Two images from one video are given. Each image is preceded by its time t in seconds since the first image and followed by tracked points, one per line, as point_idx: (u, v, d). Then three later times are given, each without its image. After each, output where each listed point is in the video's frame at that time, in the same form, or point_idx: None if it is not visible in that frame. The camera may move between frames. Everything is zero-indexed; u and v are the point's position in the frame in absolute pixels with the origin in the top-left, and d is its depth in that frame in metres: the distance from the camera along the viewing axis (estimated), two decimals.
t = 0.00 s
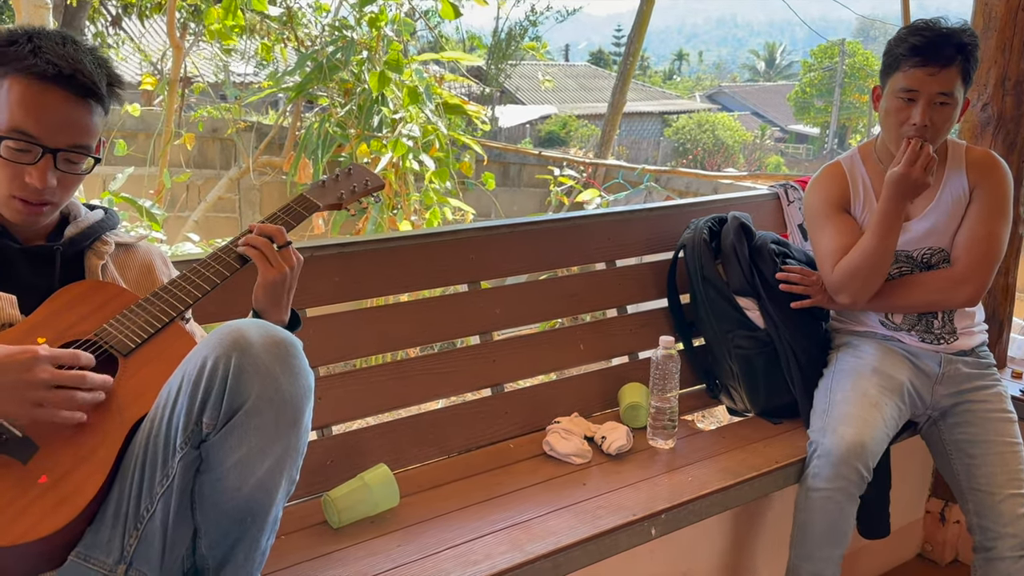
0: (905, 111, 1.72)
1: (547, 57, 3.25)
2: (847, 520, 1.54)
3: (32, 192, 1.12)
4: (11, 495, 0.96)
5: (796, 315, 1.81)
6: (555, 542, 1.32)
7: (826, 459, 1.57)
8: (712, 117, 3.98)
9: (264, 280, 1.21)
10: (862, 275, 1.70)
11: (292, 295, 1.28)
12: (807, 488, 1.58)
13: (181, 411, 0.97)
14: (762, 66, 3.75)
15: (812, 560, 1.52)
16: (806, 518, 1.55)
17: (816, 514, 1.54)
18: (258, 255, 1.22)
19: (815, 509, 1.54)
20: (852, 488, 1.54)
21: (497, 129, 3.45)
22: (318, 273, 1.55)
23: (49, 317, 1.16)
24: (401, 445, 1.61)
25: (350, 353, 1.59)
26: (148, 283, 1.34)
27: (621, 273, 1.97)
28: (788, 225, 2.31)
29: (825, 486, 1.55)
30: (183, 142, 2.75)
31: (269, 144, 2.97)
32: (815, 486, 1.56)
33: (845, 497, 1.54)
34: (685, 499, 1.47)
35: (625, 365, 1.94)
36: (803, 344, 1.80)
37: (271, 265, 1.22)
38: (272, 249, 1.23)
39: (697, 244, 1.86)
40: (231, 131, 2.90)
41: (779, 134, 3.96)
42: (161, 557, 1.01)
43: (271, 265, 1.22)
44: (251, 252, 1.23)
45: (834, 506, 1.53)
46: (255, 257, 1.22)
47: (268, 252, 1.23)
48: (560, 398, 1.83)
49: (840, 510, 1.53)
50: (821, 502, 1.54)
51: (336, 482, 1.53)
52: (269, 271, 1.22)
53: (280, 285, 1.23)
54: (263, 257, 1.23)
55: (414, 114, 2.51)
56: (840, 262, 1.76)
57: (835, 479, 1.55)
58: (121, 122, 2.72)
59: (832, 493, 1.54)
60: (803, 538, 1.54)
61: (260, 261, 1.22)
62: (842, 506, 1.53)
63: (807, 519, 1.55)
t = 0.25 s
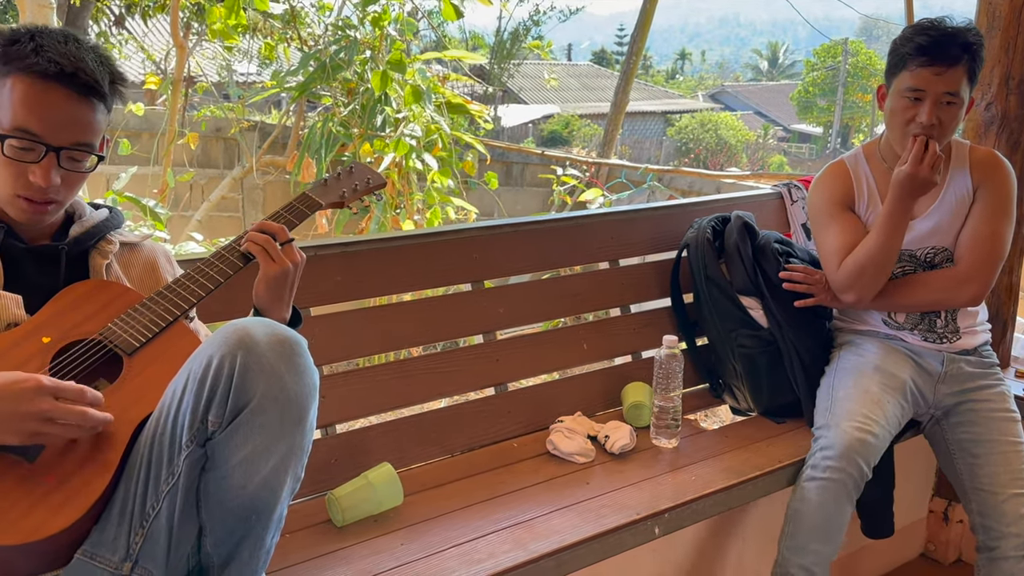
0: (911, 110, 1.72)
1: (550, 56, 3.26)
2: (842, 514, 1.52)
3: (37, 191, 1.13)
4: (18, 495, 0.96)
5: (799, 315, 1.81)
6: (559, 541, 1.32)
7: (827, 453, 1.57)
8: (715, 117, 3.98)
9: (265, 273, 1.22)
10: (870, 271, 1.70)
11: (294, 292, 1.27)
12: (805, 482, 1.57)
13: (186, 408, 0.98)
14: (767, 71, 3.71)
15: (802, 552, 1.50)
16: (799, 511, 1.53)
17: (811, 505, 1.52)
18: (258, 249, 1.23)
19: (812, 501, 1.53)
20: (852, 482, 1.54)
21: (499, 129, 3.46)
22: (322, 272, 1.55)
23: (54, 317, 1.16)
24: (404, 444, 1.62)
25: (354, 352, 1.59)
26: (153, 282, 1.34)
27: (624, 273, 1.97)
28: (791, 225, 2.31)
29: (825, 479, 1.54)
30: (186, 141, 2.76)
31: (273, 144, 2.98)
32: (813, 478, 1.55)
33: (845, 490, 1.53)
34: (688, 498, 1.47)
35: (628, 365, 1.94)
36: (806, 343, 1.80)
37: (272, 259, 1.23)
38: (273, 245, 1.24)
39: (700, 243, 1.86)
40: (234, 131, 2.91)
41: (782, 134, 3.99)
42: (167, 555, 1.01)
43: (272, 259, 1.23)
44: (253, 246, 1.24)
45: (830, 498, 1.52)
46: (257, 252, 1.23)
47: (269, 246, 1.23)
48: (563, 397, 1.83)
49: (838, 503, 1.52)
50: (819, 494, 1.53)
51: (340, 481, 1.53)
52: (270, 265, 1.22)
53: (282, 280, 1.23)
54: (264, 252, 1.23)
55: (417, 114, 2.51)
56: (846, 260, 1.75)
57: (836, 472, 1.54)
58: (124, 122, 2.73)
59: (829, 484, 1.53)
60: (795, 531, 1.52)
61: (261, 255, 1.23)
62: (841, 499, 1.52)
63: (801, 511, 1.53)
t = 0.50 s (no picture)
0: (916, 111, 1.72)
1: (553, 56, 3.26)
2: (854, 517, 1.53)
3: (46, 191, 1.13)
4: (29, 492, 0.97)
5: (804, 314, 1.81)
6: (565, 539, 1.33)
7: (834, 457, 1.57)
8: (717, 116, 3.92)
9: (272, 273, 1.22)
10: (876, 269, 1.70)
11: (301, 291, 1.28)
12: (815, 487, 1.58)
13: (195, 407, 0.98)
14: (769, 68, 3.83)
15: (823, 557, 1.52)
16: (814, 516, 1.55)
17: (824, 510, 1.54)
18: (265, 249, 1.23)
19: (824, 508, 1.54)
20: (860, 486, 1.54)
21: (503, 128, 3.46)
22: (328, 271, 1.56)
23: (61, 316, 1.16)
24: (410, 443, 1.62)
25: (360, 351, 1.59)
26: (160, 281, 1.35)
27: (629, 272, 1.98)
28: (796, 224, 2.31)
29: (834, 485, 1.54)
30: (191, 141, 2.76)
31: (277, 143, 2.99)
32: (822, 484, 1.56)
33: (853, 495, 1.54)
34: (694, 497, 1.47)
35: (633, 364, 1.94)
36: (811, 343, 1.80)
37: (279, 258, 1.23)
38: (281, 243, 1.24)
39: (705, 243, 1.86)
40: (238, 130, 2.92)
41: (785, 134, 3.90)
42: (176, 551, 1.01)
43: (280, 258, 1.23)
44: (261, 245, 1.24)
45: (841, 503, 1.53)
46: (264, 251, 1.23)
47: (276, 246, 1.23)
48: (569, 396, 1.84)
49: (848, 508, 1.53)
50: (830, 500, 1.54)
51: (346, 479, 1.54)
52: (278, 264, 1.22)
53: (288, 279, 1.23)
54: (272, 251, 1.23)
55: (422, 114, 2.48)
56: (852, 258, 1.75)
57: (843, 478, 1.55)
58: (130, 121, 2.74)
59: (840, 489, 1.54)
60: (812, 536, 1.54)
61: (269, 254, 1.23)
62: (850, 504, 1.53)
63: (816, 516, 1.55)
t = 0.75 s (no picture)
0: (923, 112, 1.72)
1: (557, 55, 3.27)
2: (865, 515, 1.55)
3: (56, 190, 1.14)
4: (37, 489, 0.97)
5: (809, 314, 1.81)
6: (571, 538, 1.33)
7: (841, 458, 1.57)
8: (723, 115, 3.97)
9: (278, 272, 1.22)
10: (882, 269, 1.69)
11: (306, 289, 1.28)
12: (824, 487, 1.59)
13: (202, 405, 0.98)
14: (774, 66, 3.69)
15: (837, 553, 1.54)
16: (825, 514, 1.56)
17: (835, 510, 1.55)
18: (271, 247, 1.23)
19: (834, 508, 1.55)
20: (869, 486, 1.55)
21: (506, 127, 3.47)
22: (334, 270, 1.56)
23: (68, 315, 1.16)
24: (416, 442, 1.62)
25: (366, 350, 1.59)
26: (166, 279, 1.35)
27: (634, 271, 1.98)
28: (801, 223, 2.31)
29: (843, 485, 1.55)
30: (195, 140, 2.77)
31: (281, 143, 2.99)
32: (832, 485, 1.57)
33: (863, 494, 1.55)
34: (699, 496, 1.47)
35: (638, 363, 1.94)
36: (817, 342, 1.80)
37: (285, 257, 1.23)
38: (286, 242, 1.24)
39: (710, 242, 1.86)
40: (242, 129, 2.93)
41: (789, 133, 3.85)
42: (184, 547, 1.02)
43: (285, 257, 1.23)
44: (267, 244, 1.24)
45: (851, 504, 1.54)
46: (269, 250, 1.23)
47: (281, 244, 1.23)
48: (574, 395, 1.84)
49: (858, 508, 1.54)
50: (840, 501, 1.55)
51: (352, 478, 1.54)
52: (284, 263, 1.22)
53: (294, 278, 1.23)
54: (277, 250, 1.23)
55: (426, 113, 2.51)
56: (858, 258, 1.75)
57: (852, 479, 1.55)
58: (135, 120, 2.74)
59: (849, 491, 1.55)
60: (825, 531, 1.56)
61: (275, 253, 1.23)
62: (860, 504, 1.54)
63: (827, 514, 1.56)
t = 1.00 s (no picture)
0: (933, 109, 1.71)
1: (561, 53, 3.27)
2: (860, 516, 1.52)
3: (64, 187, 1.14)
4: (47, 488, 0.97)
5: (815, 313, 1.81)
6: (578, 537, 1.33)
7: (845, 454, 1.57)
8: (727, 114, 3.94)
9: (285, 269, 1.22)
10: (885, 275, 1.69)
11: (313, 286, 1.28)
12: (822, 484, 1.57)
13: (212, 403, 0.98)
14: (779, 66, 3.70)
15: (824, 554, 1.50)
16: (818, 513, 1.54)
17: (830, 506, 1.53)
18: (277, 245, 1.23)
19: (832, 503, 1.53)
20: (870, 484, 1.54)
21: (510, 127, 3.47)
22: (340, 268, 1.56)
23: (75, 314, 1.16)
24: (422, 440, 1.62)
25: (372, 348, 1.60)
26: (173, 277, 1.35)
27: (640, 270, 1.98)
28: (807, 223, 2.30)
29: (844, 480, 1.54)
30: (201, 139, 2.77)
31: (286, 142, 3.00)
32: (832, 480, 1.56)
33: (863, 491, 1.53)
34: (706, 495, 1.47)
35: (643, 362, 1.94)
36: (823, 342, 1.79)
37: (291, 254, 1.23)
38: (293, 240, 1.23)
39: (717, 241, 1.85)
40: (247, 129, 2.93)
41: (793, 132, 3.85)
42: (192, 545, 1.02)
43: (292, 254, 1.23)
44: (273, 241, 1.23)
45: (849, 500, 1.52)
46: (276, 247, 1.23)
47: (287, 242, 1.23)
48: (579, 394, 1.84)
49: (857, 504, 1.53)
50: (839, 495, 1.53)
51: (358, 477, 1.54)
52: (291, 261, 1.22)
53: (301, 275, 1.23)
54: (284, 247, 1.23)
55: (431, 112, 2.52)
56: (864, 260, 1.75)
57: (852, 475, 1.54)
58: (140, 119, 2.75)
59: (848, 486, 1.53)
60: (815, 532, 1.53)
61: (282, 251, 1.23)
62: (858, 502, 1.52)
63: (820, 512, 1.54)
